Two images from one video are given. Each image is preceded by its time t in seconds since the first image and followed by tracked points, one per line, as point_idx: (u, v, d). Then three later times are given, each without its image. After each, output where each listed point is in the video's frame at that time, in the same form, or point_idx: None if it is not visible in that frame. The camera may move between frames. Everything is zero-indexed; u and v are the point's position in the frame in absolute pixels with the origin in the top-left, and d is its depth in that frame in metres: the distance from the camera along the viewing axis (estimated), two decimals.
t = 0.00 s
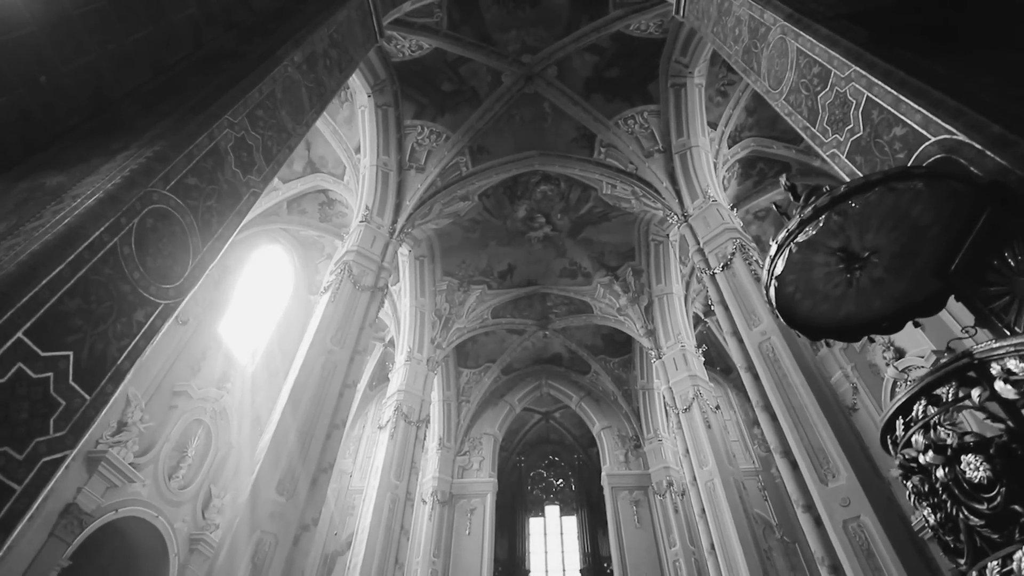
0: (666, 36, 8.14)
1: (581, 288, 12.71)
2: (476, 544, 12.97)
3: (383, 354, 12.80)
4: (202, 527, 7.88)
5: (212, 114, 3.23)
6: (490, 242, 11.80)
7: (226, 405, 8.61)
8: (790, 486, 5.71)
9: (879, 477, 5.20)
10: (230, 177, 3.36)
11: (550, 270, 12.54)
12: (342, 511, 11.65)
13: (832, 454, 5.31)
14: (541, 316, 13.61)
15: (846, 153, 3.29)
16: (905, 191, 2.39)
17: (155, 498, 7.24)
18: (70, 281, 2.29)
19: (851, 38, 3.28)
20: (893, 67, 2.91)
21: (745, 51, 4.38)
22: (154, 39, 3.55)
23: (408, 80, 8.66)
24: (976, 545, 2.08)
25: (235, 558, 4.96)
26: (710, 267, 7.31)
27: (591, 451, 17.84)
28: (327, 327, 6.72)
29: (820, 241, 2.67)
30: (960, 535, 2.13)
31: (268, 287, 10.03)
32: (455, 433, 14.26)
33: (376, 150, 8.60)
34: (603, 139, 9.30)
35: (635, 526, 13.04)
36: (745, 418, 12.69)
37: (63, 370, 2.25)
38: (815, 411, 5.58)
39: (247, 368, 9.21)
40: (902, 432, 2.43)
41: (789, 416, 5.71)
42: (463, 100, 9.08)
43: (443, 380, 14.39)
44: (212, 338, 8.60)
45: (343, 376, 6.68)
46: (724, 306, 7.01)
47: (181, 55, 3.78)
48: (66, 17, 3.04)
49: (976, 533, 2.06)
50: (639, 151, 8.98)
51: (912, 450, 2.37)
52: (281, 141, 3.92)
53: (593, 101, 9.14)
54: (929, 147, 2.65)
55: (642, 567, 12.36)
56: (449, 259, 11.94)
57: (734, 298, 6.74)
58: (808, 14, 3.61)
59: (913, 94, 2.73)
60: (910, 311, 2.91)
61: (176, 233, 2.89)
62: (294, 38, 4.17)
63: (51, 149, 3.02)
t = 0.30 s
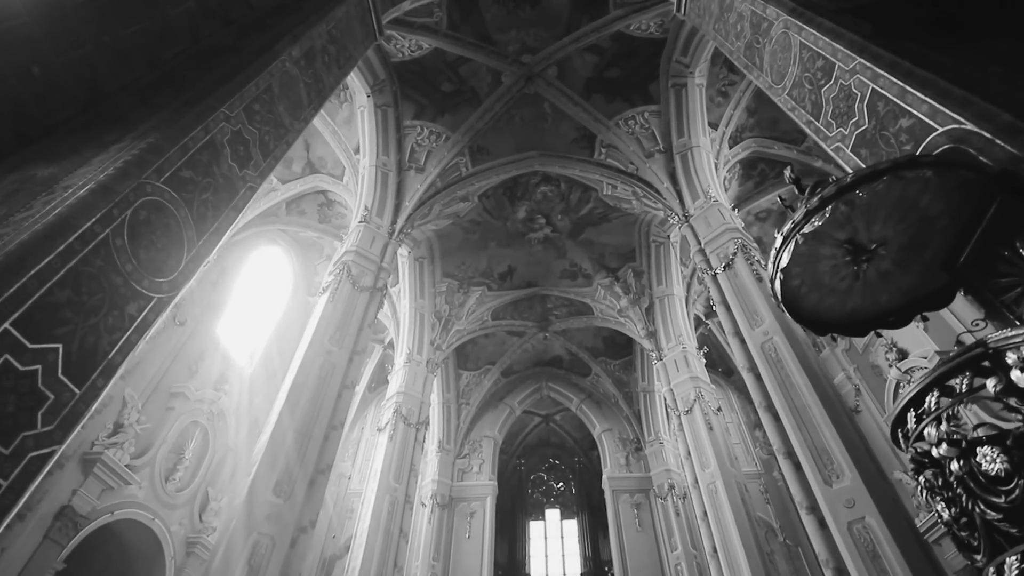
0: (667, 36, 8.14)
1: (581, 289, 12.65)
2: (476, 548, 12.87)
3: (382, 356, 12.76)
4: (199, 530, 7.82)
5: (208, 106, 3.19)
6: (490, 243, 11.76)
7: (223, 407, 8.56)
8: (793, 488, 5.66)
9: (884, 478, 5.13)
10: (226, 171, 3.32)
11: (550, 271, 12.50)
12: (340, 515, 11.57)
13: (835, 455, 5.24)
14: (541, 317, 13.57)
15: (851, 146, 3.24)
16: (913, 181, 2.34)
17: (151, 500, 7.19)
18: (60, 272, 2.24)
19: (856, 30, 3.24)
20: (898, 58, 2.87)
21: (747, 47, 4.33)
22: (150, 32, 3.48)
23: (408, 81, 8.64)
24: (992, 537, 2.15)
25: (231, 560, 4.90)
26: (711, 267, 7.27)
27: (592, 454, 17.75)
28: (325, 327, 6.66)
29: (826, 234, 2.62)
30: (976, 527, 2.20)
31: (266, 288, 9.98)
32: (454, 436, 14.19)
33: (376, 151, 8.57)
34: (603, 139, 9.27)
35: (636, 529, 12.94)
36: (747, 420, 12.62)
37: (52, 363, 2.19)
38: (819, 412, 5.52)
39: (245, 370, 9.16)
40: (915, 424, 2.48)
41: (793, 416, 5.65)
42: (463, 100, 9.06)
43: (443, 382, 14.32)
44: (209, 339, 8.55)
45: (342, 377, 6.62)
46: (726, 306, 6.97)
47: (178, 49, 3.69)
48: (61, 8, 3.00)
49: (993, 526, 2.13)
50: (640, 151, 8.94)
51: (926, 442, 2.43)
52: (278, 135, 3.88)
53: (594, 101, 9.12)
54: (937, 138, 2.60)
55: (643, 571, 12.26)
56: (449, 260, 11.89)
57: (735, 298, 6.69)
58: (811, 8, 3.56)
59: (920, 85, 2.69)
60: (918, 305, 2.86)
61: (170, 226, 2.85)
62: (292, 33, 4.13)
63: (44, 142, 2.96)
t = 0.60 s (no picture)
0: (667, 35, 8.13)
1: (582, 290, 12.59)
2: (475, 551, 12.76)
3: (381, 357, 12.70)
4: (196, 533, 7.75)
5: (203, 98, 3.14)
6: (490, 244, 11.72)
7: (221, 409, 8.49)
8: (797, 488, 5.59)
9: (890, 478, 5.05)
10: (222, 163, 3.26)
11: (550, 272, 12.44)
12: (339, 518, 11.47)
13: (840, 455, 5.18)
14: (541, 319, 13.52)
15: (856, 138, 3.18)
16: (923, 167, 2.29)
17: (147, 502, 7.12)
18: (48, 261, 2.18)
19: (861, 21, 3.20)
20: (905, 48, 2.82)
21: (750, 42, 4.28)
22: (145, 25, 3.43)
23: (407, 80, 8.62)
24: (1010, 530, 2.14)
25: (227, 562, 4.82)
26: (713, 267, 7.22)
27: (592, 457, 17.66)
28: (324, 326, 6.61)
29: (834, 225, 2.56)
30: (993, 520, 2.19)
31: (264, 289, 9.91)
32: (453, 438, 14.10)
33: (375, 150, 8.54)
34: (604, 139, 9.23)
35: (638, 532, 12.84)
36: (748, 422, 12.54)
37: (38, 355, 2.13)
38: (823, 412, 5.45)
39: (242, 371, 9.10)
40: (929, 415, 2.47)
41: (796, 416, 5.59)
42: (463, 100, 9.03)
43: (443, 384, 14.24)
44: (207, 340, 8.50)
45: (340, 377, 6.55)
46: (728, 306, 6.92)
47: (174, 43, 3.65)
48: None
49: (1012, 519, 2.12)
50: (641, 151, 8.90)
51: (941, 434, 2.42)
52: (275, 130, 3.82)
53: (594, 101, 9.09)
54: (946, 127, 2.54)
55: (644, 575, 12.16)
56: (448, 261, 11.84)
57: (738, 298, 6.64)
58: None
59: (928, 73, 2.64)
60: (927, 298, 2.79)
61: (163, 218, 2.79)
62: (290, 27, 4.09)
63: (36, 132, 2.88)
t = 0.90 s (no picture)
0: (668, 34, 8.12)
1: (582, 290, 12.54)
2: (475, 554, 12.67)
3: (380, 359, 12.65)
4: (193, 535, 7.69)
5: (199, 90, 3.10)
6: (489, 244, 11.67)
7: (219, 410, 8.48)
8: (801, 489, 5.54)
9: (896, 479, 4.99)
10: (218, 156, 3.21)
11: (550, 273, 12.40)
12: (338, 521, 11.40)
13: (844, 455, 5.12)
14: (541, 320, 13.48)
15: (860, 131, 3.13)
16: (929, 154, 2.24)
17: (143, 504, 7.07)
18: (37, 252, 2.13)
19: (864, 13, 3.16)
20: (911, 38, 2.78)
21: (752, 36, 4.24)
22: (140, 19, 3.34)
23: (407, 79, 8.59)
24: None
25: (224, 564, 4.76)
26: (714, 266, 7.18)
27: (593, 458, 17.60)
28: (322, 326, 6.56)
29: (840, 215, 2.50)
30: (1007, 513, 2.16)
31: (262, 289, 9.87)
32: (453, 440, 14.03)
33: (374, 150, 8.50)
34: (605, 138, 9.20)
35: (638, 534, 12.75)
36: (750, 424, 12.47)
37: (27, 347, 2.08)
38: (827, 411, 5.40)
39: (241, 372, 9.08)
40: (936, 408, 2.45)
41: (799, 416, 5.54)
42: (462, 99, 8.99)
43: (443, 386, 14.18)
44: (205, 340, 8.45)
45: (338, 377, 6.49)
46: (730, 306, 6.88)
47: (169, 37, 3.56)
48: None
49: None
50: (641, 150, 8.88)
51: (949, 427, 2.39)
52: (272, 124, 3.77)
53: (595, 100, 9.07)
54: (953, 116, 2.49)
55: None
56: (448, 261, 11.79)
57: (739, 297, 6.60)
58: None
59: (935, 62, 2.59)
60: (934, 290, 2.77)
61: (156, 210, 2.74)
62: (287, 21, 4.04)
63: (28, 123, 2.80)
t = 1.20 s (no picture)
0: (669, 31, 8.09)
1: (583, 291, 12.49)
2: (474, 556, 12.57)
3: (380, 359, 12.58)
4: (190, 537, 7.62)
5: (193, 80, 3.05)
6: (489, 243, 11.62)
7: (217, 411, 8.43)
8: (805, 488, 5.49)
9: (901, 479, 4.92)
10: (212, 148, 3.16)
11: (550, 273, 12.35)
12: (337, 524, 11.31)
13: (848, 454, 5.06)
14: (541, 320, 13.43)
15: (865, 122, 3.07)
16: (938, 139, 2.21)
17: (140, 505, 7.02)
18: (24, 240, 2.08)
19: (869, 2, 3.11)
20: (917, 25, 2.73)
21: (754, 29, 4.20)
22: (135, 10, 3.28)
23: (406, 77, 8.55)
24: None
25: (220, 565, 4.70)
26: (716, 264, 7.13)
27: (593, 460, 17.52)
28: (321, 325, 6.50)
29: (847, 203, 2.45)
30: None
31: (259, 289, 9.83)
32: (453, 441, 13.95)
33: (373, 148, 8.46)
34: (606, 137, 9.17)
35: (639, 536, 12.65)
36: (751, 425, 12.41)
37: (14, 337, 2.03)
38: (830, 410, 5.33)
39: (239, 372, 9.03)
40: (950, 399, 2.40)
41: (802, 415, 5.48)
42: (462, 98, 8.95)
43: (442, 386, 14.12)
44: (202, 340, 8.41)
45: (336, 376, 6.44)
46: (732, 304, 6.83)
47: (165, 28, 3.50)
48: None
49: None
50: (642, 149, 8.87)
51: (963, 417, 2.34)
52: (268, 117, 3.72)
53: (595, 98, 9.04)
54: (962, 103, 2.43)
55: None
56: (447, 261, 11.73)
57: (741, 295, 6.55)
58: None
59: (942, 49, 2.54)
60: (941, 281, 2.79)
61: (148, 199, 2.69)
62: (285, 14, 4.00)
63: (19, 113, 2.71)
